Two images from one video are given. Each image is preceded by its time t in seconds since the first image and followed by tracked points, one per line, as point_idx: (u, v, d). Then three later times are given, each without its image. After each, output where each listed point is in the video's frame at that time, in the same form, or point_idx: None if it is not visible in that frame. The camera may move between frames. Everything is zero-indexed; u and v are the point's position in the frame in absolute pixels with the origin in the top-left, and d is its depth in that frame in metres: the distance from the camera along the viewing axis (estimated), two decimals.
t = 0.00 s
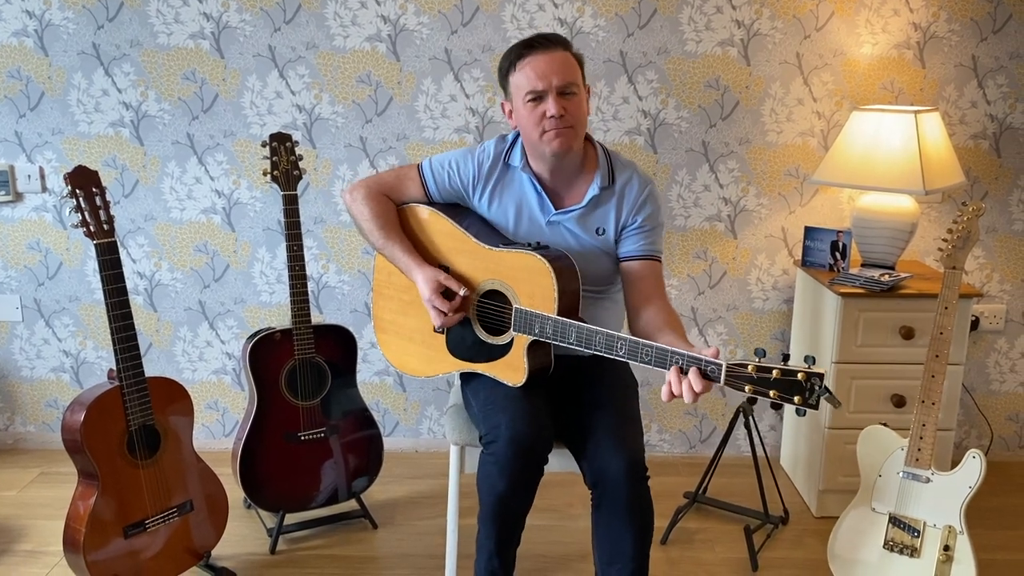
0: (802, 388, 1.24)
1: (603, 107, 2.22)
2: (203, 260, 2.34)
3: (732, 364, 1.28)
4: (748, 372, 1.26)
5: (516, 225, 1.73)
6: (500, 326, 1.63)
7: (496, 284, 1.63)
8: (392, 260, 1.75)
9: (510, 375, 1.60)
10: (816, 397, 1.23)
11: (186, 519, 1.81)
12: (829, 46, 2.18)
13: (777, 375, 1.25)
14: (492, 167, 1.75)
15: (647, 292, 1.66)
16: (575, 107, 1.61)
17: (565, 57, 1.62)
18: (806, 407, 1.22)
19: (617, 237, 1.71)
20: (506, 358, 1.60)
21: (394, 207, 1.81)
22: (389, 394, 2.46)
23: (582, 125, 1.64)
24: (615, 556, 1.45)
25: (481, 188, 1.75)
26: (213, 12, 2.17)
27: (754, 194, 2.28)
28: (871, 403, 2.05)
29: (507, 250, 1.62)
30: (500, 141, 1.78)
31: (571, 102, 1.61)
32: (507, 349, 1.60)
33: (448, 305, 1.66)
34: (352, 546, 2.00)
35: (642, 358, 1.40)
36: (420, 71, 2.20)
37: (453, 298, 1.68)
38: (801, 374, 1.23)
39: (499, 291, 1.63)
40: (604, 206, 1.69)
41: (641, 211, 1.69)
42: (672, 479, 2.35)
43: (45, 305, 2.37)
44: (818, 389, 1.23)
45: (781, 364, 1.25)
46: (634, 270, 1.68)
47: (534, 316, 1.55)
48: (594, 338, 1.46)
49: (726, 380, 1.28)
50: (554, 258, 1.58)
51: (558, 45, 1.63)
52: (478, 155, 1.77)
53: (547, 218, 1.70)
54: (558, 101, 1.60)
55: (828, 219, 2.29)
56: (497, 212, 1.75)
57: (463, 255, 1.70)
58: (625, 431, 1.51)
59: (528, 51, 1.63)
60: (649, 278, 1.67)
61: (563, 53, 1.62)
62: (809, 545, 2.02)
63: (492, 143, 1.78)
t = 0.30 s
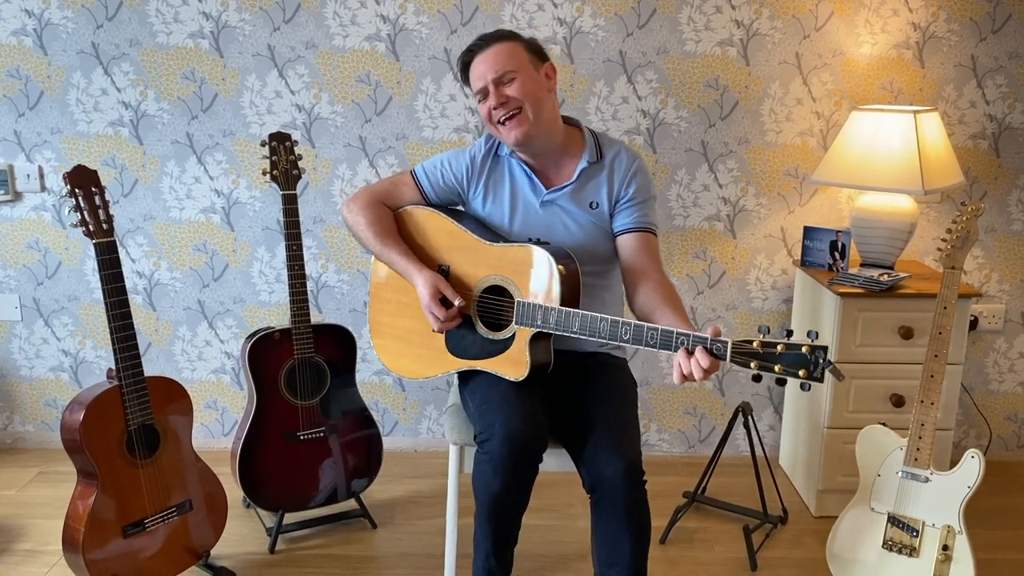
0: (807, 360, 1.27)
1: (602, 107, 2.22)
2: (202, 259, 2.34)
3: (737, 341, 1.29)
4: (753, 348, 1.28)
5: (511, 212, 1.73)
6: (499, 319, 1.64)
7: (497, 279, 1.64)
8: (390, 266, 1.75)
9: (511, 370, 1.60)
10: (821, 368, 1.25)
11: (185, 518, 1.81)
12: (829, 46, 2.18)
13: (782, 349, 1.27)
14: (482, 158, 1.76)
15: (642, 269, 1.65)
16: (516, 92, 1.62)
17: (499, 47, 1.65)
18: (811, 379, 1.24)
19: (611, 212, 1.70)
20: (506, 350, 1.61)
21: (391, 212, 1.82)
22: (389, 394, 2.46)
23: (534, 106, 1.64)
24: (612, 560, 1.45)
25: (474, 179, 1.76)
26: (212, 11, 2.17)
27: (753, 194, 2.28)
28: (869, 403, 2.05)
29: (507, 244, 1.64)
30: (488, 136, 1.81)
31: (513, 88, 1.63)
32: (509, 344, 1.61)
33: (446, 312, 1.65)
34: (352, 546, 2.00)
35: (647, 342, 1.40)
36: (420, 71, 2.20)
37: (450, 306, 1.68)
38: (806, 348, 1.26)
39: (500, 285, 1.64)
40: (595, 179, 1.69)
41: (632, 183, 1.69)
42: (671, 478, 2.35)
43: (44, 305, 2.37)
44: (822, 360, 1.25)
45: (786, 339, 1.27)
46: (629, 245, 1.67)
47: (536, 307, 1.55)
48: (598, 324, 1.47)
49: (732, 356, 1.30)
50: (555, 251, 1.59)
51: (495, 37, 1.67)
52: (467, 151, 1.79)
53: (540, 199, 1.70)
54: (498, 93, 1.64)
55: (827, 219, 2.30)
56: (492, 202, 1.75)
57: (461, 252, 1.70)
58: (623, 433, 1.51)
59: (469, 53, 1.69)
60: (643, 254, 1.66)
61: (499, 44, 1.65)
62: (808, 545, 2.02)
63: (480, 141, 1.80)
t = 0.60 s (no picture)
0: (806, 319, 1.33)
1: (602, 107, 2.22)
2: (202, 259, 2.34)
3: (737, 304, 1.35)
4: (752, 311, 1.35)
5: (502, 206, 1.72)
6: (496, 310, 1.65)
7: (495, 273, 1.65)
8: (385, 269, 1.74)
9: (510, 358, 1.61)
10: (819, 326, 1.31)
11: (185, 519, 1.81)
12: (829, 46, 2.18)
13: (780, 309, 1.34)
14: (469, 155, 1.77)
15: (632, 251, 1.66)
16: (499, 82, 1.66)
17: (478, 44, 1.70)
18: (810, 334, 1.30)
19: (601, 197, 1.72)
20: (506, 340, 1.61)
21: (385, 217, 1.80)
22: (388, 394, 2.46)
23: (517, 95, 1.67)
24: (612, 553, 1.45)
25: (464, 176, 1.77)
26: (212, 11, 2.17)
27: (753, 194, 2.28)
28: (869, 403, 2.06)
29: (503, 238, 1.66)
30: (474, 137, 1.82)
31: (495, 79, 1.67)
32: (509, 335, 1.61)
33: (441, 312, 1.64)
34: (352, 546, 2.00)
35: (646, 316, 1.44)
36: (420, 71, 2.20)
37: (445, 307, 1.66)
38: (803, 307, 1.32)
39: (498, 279, 1.65)
40: (582, 165, 1.71)
41: (619, 168, 1.72)
42: (671, 479, 2.35)
43: (44, 305, 2.37)
44: (819, 317, 1.31)
45: (783, 300, 1.33)
46: (619, 229, 1.68)
47: (535, 293, 1.57)
48: (598, 304, 1.50)
49: (733, 320, 1.36)
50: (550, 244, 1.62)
51: (473, 37, 1.72)
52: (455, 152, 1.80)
53: (530, 188, 1.70)
54: (481, 86, 1.67)
55: (827, 219, 2.30)
56: (483, 198, 1.75)
57: (457, 250, 1.71)
58: (622, 428, 1.52)
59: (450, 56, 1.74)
60: (633, 236, 1.67)
61: (478, 42, 1.70)
62: (808, 545, 2.02)
63: (468, 142, 1.81)
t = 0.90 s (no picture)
0: (802, 314, 1.34)
1: (602, 108, 2.22)
2: (202, 260, 2.34)
3: (734, 300, 1.35)
4: (750, 307, 1.35)
5: (497, 205, 1.72)
6: (494, 312, 1.65)
7: (493, 273, 1.65)
8: (384, 274, 1.73)
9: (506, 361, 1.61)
10: (816, 321, 1.32)
11: (185, 520, 1.81)
12: (829, 47, 2.18)
13: (777, 305, 1.34)
14: (466, 156, 1.78)
15: (630, 250, 1.65)
16: (496, 75, 1.66)
17: (476, 42, 1.72)
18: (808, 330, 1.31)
19: (597, 195, 1.72)
20: (506, 341, 1.61)
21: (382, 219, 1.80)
22: (389, 395, 2.46)
23: (514, 89, 1.67)
24: (610, 554, 1.45)
25: (460, 177, 1.77)
26: (212, 12, 2.17)
27: (753, 195, 2.28)
28: (870, 404, 2.05)
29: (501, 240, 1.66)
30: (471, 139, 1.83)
31: (492, 74, 1.67)
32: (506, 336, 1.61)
33: (437, 321, 1.64)
34: (352, 547, 1.99)
35: (643, 314, 1.44)
36: (420, 72, 2.20)
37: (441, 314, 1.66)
38: (801, 302, 1.33)
39: (495, 280, 1.64)
40: (578, 163, 1.71)
41: (615, 166, 1.72)
42: (672, 480, 2.35)
43: (44, 306, 2.37)
44: (817, 312, 1.32)
45: (780, 296, 1.34)
46: (615, 226, 1.68)
47: (532, 293, 1.57)
48: (594, 303, 1.49)
49: (731, 317, 1.36)
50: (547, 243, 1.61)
51: (471, 37, 1.74)
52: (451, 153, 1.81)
53: (526, 187, 1.71)
54: (479, 81, 1.68)
55: (827, 220, 2.30)
56: (479, 198, 1.75)
57: (454, 252, 1.71)
58: (619, 429, 1.51)
59: (448, 56, 1.76)
60: (630, 234, 1.67)
61: (476, 40, 1.72)
62: (808, 546, 2.02)
63: (465, 144, 1.82)
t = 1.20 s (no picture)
0: (803, 329, 1.30)
1: (603, 110, 2.22)
2: (203, 262, 2.34)
3: (734, 315, 1.31)
4: (750, 321, 1.31)
5: (496, 209, 1.72)
6: (494, 318, 1.65)
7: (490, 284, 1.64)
8: (382, 278, 1.73)
9: (509, 369, 1.60)
10: (817, 336, 1.29)
11: (186, 522, 1.81)
12: (829, 48, 2.18)
13: (777, 320, 1.30)
14: (463, 159, 1.77)
15: (630, 253, 1.65)
16: (502, 71, 1.66)
17: (482, 36, 1.71)
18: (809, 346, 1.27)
19: (596, 199, 1.72)
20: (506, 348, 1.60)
21: (379, 223, 1.80)
22: (389, 397, 2.46)
23: (518, 88, 1.67)
24: (612, 557, 1.45)
25: (458, 180, 1.77)
26: (213, 15, 2.17)
27: (754, 197, 2.28)
28: (872, 405, 2.05)
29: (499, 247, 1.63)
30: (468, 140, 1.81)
31: (498, 69, 1.67)
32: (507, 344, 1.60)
33: (440, 323, 1.65)
34: (353, 549, 1.99)
35: (642, 325, 1.41)
36: (420, 74, 2.20)
37: (444, 318, 1.67)
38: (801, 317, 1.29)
39: (494, 289, 1.63)
40: (577, 166, 1.71)
41: (614, 168, 1.72)
42: (673, 481, 2.35)
43: (45, 308, 2.37)
44: (817, 328, 1.28)
45: (780, 310, 1.30)
46: (615, 228, 1.68)
47: (531, 303, 1.56)
48: (594, 314, 1.48)
49: (730, 332, 1.32)
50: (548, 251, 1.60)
51: (477, 30, 1.73)
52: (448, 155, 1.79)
53: (525, 190, 1.71)
54: (484, 75, 1.67)
55: (828, 222, 2.30)
56: (478, 201, 1.74)
57: (452, 258, 1.70)
58: (620, 430, 1.51)
59: (451, 47, 1.74)
60: (631, 237, 1.67)
61: (482, 34, 1.71)
62: (809, 548, 2.02)
63: (461, 145, 1.81)
